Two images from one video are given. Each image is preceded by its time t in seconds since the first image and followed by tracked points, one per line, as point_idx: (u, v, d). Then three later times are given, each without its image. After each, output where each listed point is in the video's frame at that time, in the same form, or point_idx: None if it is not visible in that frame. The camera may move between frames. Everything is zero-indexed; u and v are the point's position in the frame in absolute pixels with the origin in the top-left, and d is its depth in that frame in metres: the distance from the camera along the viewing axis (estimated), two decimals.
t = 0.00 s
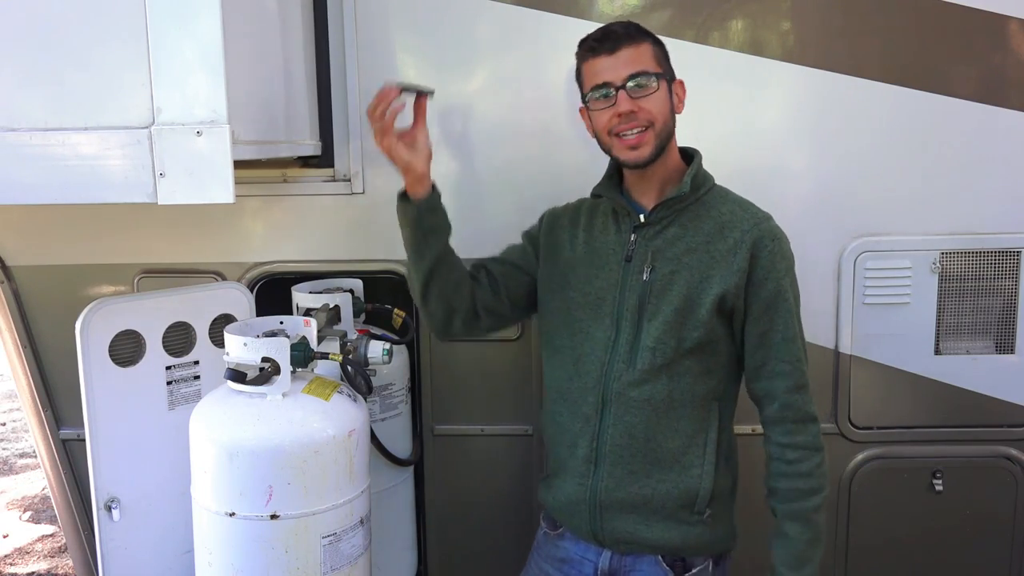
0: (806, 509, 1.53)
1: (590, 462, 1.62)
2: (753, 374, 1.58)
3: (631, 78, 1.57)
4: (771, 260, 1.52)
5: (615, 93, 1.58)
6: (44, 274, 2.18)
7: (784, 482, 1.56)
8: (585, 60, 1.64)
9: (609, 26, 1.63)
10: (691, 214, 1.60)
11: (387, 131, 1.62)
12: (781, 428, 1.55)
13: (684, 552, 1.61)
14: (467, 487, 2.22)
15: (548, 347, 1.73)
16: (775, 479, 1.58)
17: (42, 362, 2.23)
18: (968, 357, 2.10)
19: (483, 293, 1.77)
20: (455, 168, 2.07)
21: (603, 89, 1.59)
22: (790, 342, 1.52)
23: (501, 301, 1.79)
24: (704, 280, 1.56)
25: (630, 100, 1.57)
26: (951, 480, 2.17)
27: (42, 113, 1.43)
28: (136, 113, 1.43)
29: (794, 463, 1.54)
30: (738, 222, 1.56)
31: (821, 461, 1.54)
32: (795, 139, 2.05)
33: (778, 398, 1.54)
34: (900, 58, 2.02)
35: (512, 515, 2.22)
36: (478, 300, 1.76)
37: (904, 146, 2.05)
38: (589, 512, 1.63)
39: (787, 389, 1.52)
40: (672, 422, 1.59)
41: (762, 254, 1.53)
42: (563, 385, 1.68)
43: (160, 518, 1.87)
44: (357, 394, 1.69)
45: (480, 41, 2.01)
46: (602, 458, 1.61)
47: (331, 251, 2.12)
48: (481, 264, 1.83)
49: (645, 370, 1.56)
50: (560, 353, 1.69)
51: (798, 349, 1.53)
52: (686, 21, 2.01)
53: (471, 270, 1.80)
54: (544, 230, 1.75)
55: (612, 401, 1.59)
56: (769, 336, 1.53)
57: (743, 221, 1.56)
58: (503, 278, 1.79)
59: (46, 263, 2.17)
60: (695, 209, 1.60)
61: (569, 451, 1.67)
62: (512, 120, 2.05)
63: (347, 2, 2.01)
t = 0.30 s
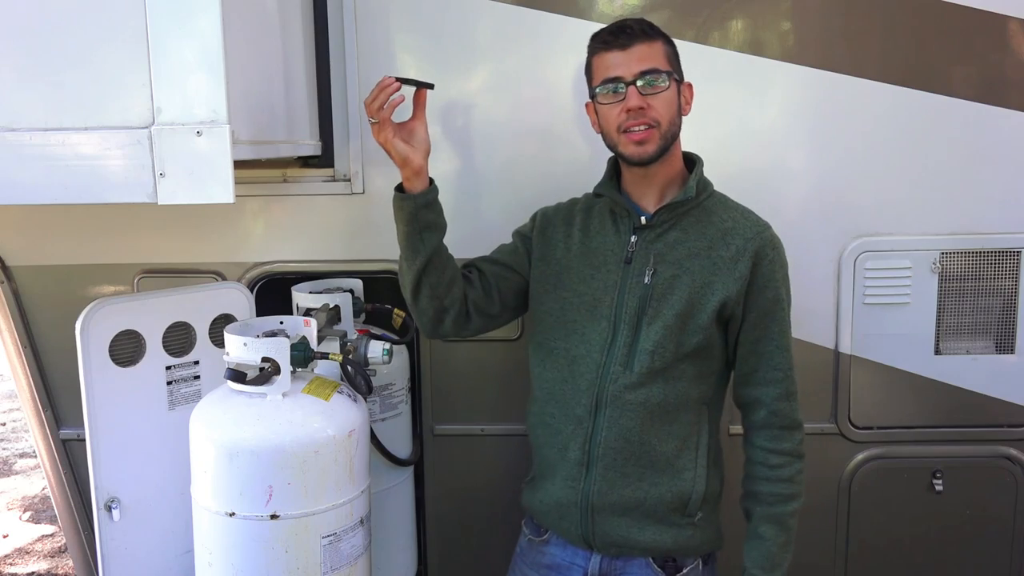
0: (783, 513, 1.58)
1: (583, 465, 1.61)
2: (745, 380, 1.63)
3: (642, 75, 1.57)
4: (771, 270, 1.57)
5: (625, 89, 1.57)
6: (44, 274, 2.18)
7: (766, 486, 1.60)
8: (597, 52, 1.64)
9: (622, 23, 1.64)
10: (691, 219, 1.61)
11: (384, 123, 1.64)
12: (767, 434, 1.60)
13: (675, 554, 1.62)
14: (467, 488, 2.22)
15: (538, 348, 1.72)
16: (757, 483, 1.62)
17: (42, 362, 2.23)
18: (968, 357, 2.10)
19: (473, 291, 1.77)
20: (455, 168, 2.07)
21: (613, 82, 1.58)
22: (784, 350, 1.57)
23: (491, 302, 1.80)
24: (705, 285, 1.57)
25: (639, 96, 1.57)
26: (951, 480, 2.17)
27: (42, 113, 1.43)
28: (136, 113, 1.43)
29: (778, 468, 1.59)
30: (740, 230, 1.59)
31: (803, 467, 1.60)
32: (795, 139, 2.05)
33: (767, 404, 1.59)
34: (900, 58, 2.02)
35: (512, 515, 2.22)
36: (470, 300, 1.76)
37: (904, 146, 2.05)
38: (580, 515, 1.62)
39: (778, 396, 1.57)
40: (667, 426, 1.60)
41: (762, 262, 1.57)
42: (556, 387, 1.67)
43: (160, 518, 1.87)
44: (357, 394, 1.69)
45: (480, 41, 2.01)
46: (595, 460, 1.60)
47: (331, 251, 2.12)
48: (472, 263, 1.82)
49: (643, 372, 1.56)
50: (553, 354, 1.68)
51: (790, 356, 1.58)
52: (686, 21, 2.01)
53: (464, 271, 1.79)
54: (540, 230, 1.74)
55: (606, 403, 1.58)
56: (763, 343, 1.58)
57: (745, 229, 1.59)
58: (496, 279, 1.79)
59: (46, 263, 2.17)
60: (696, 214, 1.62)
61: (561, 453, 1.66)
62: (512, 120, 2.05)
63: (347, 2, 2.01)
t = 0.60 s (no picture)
0: (762, 523, 1.54)
1: (565, 465, 1.62)
2: (731, 387, 1.59)
3: (637, 77, 1.57)
4: (759, 273, 1.53)
5: (619, 89, 1.57)
6: (44, 274, 2.18)
7: (746, 494, 1.57)
8: (593, 52, 1.64)
9: (622, 23, 1.63)
10: (681, 221, 1.60)
11: (378, 125, 1.64)
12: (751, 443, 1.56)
13: (656, 558, 1.61)
14: (466, 488, 2.22)
15: (528, 347, 1.72)
16: (737, 491, 1.60)
17: (42, 362, 2.23)
18: (968, 357, 2.10)
19: (466, 292, 1.75)
20: (455, 167, 2.07)
21: (607, 83, 1.59)
22: (771, 357, 1.53)
23: (484, 304, 1.78)
24: (692, 287, 1.55)
25: (632, 99, 1.57)
26: (951, 480, 2.17)
27: (42, 113, 1.43)
28: (136, 113, 1.43)
29: (761, 477, 1.55)
30: (729, 233, 1.57)
31: (787, 478, 1.56)
32: (795, 139, 2.05)
33: (752, 411, 1.55)
34: (900, 57, 2.02)
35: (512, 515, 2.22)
36: (462, 299, 1.75)
37: (903, 146, 2.05)
38: (562, 515, 1.63)
39: (763, 403, 1.54)
40: (651, 429, 1.59)
41: (751, 266, 1.53)
42: (542, 386, 1.68)
43: (160, 519, 1.87)
44: (357, 394, 1.69)
45: (479, 41, 2.02)
46: (577, 461, 1.60)
47: (331, 251, 2.12)
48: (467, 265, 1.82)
49: (627, 373, 1.56)
50: (541, 354, 1.69)
51: (778, 364, 1.54)
52: (686, 21, 2.01)
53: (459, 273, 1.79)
54: (533, 230, 1.75)
55: (590, 403, 1.58)
56: (750, 349, 1.54)
57: (734, 232, 1.56)
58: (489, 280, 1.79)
59: (46, 263, 2.17)
60: (686, 217, 1.60)
61: (545, 453, 1.66)
62: (512, 120, 2.05)
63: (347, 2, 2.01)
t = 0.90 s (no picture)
0: (763, 528, 1.49)
1: (565, 464, 1.63)
2: (732, 389, 1.55)
3: (586, 103, 1.57)
4: (758, 274, 1.49)
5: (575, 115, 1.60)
6: (44, 274, 2.17)
7: (747, 498, 1.51)
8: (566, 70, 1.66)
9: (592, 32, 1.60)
10: (680, 221, 1.58)
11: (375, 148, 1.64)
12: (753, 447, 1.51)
13: (656, 558, 1.60)
14: (466, 487, 2.22)
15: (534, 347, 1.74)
16: (738, 495, 1.53)
17: (42, 362, 2.23)
18: (968, 357, 2.10)
19: (476, 301, 1.77)
20: (455, 167, 2.07)
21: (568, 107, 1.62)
22: (771, 360, 1.48)
23: (490, 308, 1.79)
24: (690, 289, 1.53)
25: (583, 125, 1.58)
26: (951, 480, 2.17)
27: (42, 113, 1.43)
28: (136, 113, 1.43)
29: (763, 481, 1.49)
30: (729, 233, 1.54)
31: (791, 483, 1.49)
32: (795, 139, 2.05)
33: (753, 415, 1.50)
34: (900, 58, 2.02)
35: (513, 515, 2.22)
36: (472, 306, 1.77)
37: (903, 146, 2.05)
38: (562, 514, 1.64)
39: (762, 408, 1.49)
40: (648, 430, 1.58)
41: (748, 267, 1.49)
42: (545, 386, 1.69)
43: (160, 519, 1.87)
44: (357, 394, 1.69)
45: (480, 41, 2.01)
46: (577, 461, 1.61)
47: (331, 251, 2.12)
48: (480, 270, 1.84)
49: (624, 375, 1.55)
50: (544, 353, 1.70)
51: (779, 366, 1.48)
52: (686, 21, 2.00)
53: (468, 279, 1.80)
54: (541, 231, 1.76)
55: (588, 404, 1.59)
56: (750, 351, 1.50)
57: (733, 232, 1.53)
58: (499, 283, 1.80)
59: (46, 263, 2.17)
60: (686, 216, 1.58)
61: (547, 452, 1.68)
62: (513, 121, 2.05)
63: (347, 2, 2.00)
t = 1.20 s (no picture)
0: (770, 541, 1.44)
1: (576, 466, 1.66)
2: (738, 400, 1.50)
3: (576, 124, 1.54)
4: (757, 286, 1.43)
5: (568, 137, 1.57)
6: (44, 273, 2.17)
7: (756, 509, 1.46)
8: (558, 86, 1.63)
9: (577, 50, 1.55)
10: (681, 229, 1.55)
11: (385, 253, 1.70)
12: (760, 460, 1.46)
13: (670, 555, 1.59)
14: (467, 487, 2.22)
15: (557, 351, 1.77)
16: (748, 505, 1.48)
17: (42, 361, 2.23)
18: (968, 357, 2.10)
19: (528, 335, 1.85)
20: (456, 167, 2.07)
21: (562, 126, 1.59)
22: (775, 375, 1.42)
23: (535, 332, 1.85)
24: (690, 299, 1.51)
25: (576, 144, 1.56)
26: (951, 480, 2.17)
27: (42, 113, 1.43)
28: (136, 113, 1.43)
29: (771, 494, 1.44)
30: (730, 242, 1.49)
31: (801, 496, 1.44)
32: (795, 139, 2.05)
33: (759, 427, 1.45)
34: (900, 58, 2.02)
35: (514, 516, 2.22)
36: (522, 337, 1.84)
37: (903, 145, 2.05)
38: (571, 514, 1.66)
39: (763, 422, 1.44)
40: (653, 437, 1.58)
41: (748, 279, 1.44)
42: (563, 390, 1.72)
43: (160, 519, 1.87)
44: (357, 394, 1.69)
45: (480, 41, 2.02)
46: (586, 464, 1.63)
47: (331, 251, 2.12)
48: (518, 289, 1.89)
49: (625, 385, 1.56)
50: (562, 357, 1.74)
51: (784, 380, 1.43)
52: (686, 21, 2.00)
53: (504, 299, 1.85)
54: (557, 236, 1.78)
55: (593, 411, 1.60)
56: (753, 363, 1.45)
57: (734, 242, 1.48)
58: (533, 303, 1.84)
59: (46, 263, 2.17)
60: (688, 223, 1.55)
61: (562, 453, 1.71)
62: (512, 121, 2.05)
63: (347, 2, 2.01)
